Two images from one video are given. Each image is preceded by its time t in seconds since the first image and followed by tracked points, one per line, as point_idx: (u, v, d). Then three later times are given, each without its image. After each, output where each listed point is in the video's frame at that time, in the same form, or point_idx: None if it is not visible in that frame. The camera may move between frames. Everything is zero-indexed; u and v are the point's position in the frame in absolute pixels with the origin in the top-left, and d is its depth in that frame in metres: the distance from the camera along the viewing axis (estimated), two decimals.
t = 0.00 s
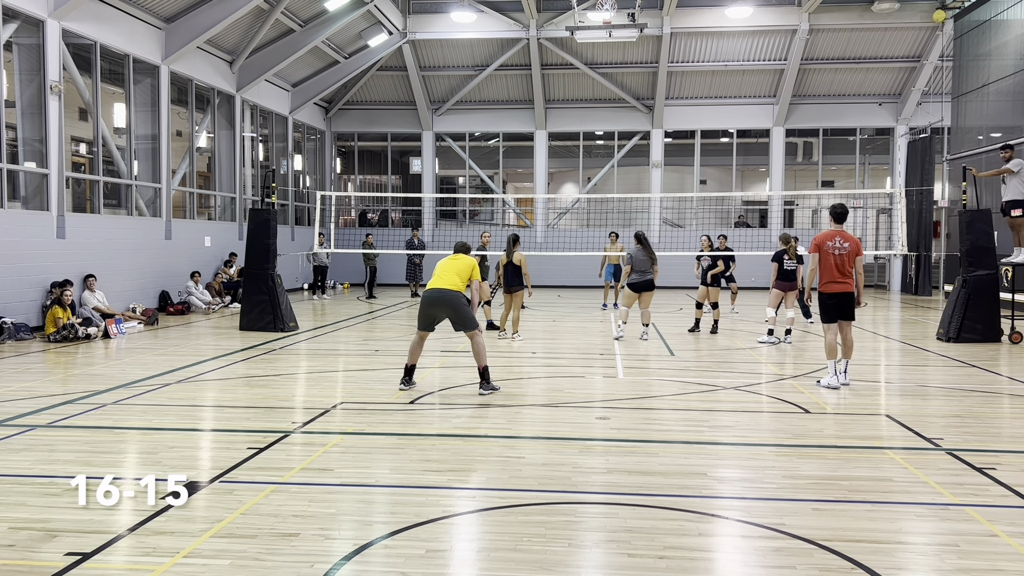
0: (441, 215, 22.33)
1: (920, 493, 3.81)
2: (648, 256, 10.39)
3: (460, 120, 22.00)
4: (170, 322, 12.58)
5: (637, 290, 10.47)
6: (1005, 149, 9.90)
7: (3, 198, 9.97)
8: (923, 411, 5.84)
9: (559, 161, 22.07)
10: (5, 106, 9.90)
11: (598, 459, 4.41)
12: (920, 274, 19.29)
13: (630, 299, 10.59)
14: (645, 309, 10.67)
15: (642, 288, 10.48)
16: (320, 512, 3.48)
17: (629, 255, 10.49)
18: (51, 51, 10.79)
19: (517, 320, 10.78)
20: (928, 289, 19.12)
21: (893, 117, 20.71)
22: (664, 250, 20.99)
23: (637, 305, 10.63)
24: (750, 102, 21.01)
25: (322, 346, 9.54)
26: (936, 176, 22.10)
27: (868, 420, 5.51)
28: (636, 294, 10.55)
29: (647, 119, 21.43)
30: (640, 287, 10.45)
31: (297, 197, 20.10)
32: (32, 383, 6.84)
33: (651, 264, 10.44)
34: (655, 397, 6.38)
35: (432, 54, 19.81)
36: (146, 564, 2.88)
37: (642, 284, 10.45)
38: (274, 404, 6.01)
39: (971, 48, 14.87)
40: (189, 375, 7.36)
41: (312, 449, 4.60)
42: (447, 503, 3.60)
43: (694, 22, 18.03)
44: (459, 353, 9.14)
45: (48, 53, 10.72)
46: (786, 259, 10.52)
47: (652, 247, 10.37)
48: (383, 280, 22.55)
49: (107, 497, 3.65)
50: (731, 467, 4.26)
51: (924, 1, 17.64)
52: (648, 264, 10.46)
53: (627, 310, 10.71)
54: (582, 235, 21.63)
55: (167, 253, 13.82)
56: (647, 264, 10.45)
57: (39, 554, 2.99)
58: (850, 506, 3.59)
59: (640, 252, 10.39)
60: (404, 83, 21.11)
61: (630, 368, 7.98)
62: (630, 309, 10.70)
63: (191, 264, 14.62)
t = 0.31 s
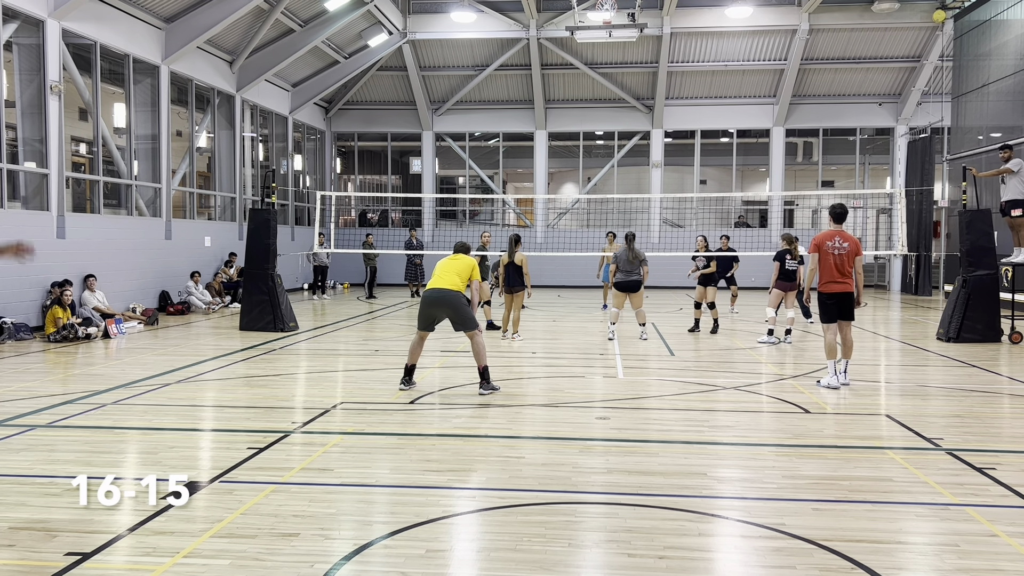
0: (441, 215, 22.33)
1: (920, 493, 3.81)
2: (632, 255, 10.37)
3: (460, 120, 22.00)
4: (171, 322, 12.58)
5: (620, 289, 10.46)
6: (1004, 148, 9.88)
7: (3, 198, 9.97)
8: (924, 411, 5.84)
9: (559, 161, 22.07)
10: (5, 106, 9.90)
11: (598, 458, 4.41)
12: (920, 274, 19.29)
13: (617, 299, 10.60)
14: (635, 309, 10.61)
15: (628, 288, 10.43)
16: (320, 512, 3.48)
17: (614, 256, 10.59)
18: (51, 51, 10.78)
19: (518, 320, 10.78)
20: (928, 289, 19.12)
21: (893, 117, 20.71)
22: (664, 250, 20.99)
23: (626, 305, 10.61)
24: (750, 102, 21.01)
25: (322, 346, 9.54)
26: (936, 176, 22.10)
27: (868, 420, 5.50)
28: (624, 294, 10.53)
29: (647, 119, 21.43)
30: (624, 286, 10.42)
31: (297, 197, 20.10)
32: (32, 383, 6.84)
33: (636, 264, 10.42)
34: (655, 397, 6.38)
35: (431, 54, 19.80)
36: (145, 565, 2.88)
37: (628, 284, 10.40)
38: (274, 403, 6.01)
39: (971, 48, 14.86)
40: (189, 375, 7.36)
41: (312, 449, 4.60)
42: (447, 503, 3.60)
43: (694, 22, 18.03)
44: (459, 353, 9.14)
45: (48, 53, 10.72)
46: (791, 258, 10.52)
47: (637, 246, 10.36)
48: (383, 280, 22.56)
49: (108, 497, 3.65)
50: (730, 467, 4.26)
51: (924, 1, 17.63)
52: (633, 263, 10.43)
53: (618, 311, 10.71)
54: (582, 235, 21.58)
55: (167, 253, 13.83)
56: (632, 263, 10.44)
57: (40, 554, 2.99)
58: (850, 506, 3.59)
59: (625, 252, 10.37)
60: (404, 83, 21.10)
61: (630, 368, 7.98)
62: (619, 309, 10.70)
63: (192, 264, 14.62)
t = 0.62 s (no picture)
0: (441, 215, 22.32)
1: (920, 493, 3.81)
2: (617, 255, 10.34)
3: (460, 120, 22.00)
4: (171, 322, 12.57)
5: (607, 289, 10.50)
6: (1004, 148, 9.88)
7: (3, 198, 9.97)
8: (924, 411, 5.83)
9: (559, 161, 22.08)
10: (5, 106, 9.90)
11: (597, 459, 4.41)
12: (921, 274, 19.28)
13: (609, 300, 10.63)
14: (626, 309, 10.63)
15: (616, 288, 10.49)
16: (320, 512, 3.48)
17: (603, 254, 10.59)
18: (51, 51, 10.78)
19: (518, 321, 10.78)
20: (928, 289, 19.12)
21: (893, 117, 20.71)
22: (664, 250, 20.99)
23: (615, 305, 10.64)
24: (750, 102, 21.00)
25: (322, 346, 9.54)
26: (936, 176, 22.11)
27: (868, 420, 5.50)
28: (612, 294, 10.57)
29: (647, 119, 21.43)
30: (610, 286, 10.48)
31: (297, 197, 20.09)
32: (31, 383, 6.84)
33: (622, 263, 10.40)
34: (655, 397, 6.38)
35: (432, 54, 19.80)
36: (145, 565, 2.88)
37: (615, 284, 10.47)
38: (274, 404, 6.01)
39: (971, 48, 14.86)
40: (189, 375, 7.36)
41: (312, 449, 4.60)
42: (447, 503, 3.60)
43: (695, 22, 18.02)
44: (459, 353, 9.14)
45: (48, 53, 10.72)
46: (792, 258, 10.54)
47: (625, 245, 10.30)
48: (383, 280, 22.56)
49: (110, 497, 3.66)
50: (731, 467, 4.26)
51: (924, 1, 17.64)
52: (621, 263, 10.41)
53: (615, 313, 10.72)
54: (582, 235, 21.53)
55: (167, 253, 13.83)
56: (619, 263, 10.41)
57: (39, 554, 2.99)
58: (849, 507, 3.59)
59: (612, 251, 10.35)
60: (404, 83, 21.10)
61: (630, 368, 7.98)
62: (613, 310, 10.70)
63: (192, 264, 14.61)
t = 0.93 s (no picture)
0: (441, 215, 22.31)
1: (919, 493, 3.81)
2: (615, 254, 10.36)
3: (460, 120, 22.00)
4: (170, 322, 12.57)
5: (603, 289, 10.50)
6: (1004, 148, 9.88)
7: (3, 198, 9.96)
8: (924, 411, 5.83)
9: (559, 161, 22.08)
10: (5, 106, 9.90)
11: (598, 458, 4.41)
12: (920, 274, 19.27)
13: (607, 300, 10.63)
14: (624, 309, 10.63)
15: (612, 287, 10.45)
16: (320, 512, 3.48)
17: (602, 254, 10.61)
18: (51, 51, 10.78)
19: (518, 321, 10.78)
20: (928, 289, 19.12)
21: (893, 117, 20.71)
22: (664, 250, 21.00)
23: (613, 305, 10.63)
24: (750, 102, 21.00)
25: (322, 346, 9.54)
26: (935, 176, 22.12)
27: (868, 420, 5.50)
28: (609, 294, 10.56)
29: (647, 119, 21.43)
30: (606, 286, 10.47)
31: (297, 197, 20.09)
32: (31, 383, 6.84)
33: (617, 263, 10.40)
34: (655, 397, 6.38)
35: (432, 54, 19.80)
36: (145, 565, 2.88)
37: (611, 283, 10.43)
38: (274, 404, 6.01)
39: (971, 49, 14.86)
40: (188, 375, 7.36)
41: (312, 449, 4.60)
42: (447, 503, 3.60)
43: (695, 22, 18.02)
44: (459, 353, 9.14)
45: (49, 53, 10.71)
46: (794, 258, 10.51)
47: (622, 244, 10.30)
48: (383, 280, 22.56)
49: (110, 498, 3.66)
50: (730, 467, 4.26)
51: (924, 1, 17.65)
52: (618, 263, 10.42)
53: (614, 314, 10.73)
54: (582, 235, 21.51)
55: (167, 253, 13.83)
56: (616, 262, 10.41)
57: (39, 554, 2.99)
58: (850, 506, 3.59)
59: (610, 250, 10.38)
60: (404, 83, 21.10)
61: (630, 368, 7.98)
62: (612, 310, 10.70)
63: (191, 264, 14.60)
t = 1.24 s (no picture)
0: (441, 215, 22.31)
1: (919, 493, 3.81)
2: (615, 255, 10.35)
3: (460, 120, 21.99)
4: (170, 322, 12.57)
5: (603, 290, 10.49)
6: (1004, 148, 9.88)
7: (3, 198, 9.96)
8: (925, 411, 5.83)
9: (559, 161, 22.08)
10: (5, 106, 9.90)
11: (598, 458, 4.41)
12: (920, 274, 19.27)
13: (608, 300, 10.62)
14: (624, 309, 10.61)
15: (612, 288, 10.44)
16: (319, 512, 3.48)
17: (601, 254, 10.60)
18: (51, 51, 10.78)
19: (518, 321, 10.78)
20: (928, 289, 19.12)
21: (893, 117, 20.71)
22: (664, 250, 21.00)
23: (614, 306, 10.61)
24: (750, 102, 21.00)
25: (322, 346, 9.54)
26: (936, 176, 22.11)
27: (868, 420, 5.50)
28: (610, 294, 10.54)
29: (647, 119, 21.42)
30: (608, 286, 10.45)
31: (297, 197, 20.08)
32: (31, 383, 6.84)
33: (618, 263, 10.39)
34: (655, 397, 6.38)
35: (432, 54, 19.81)
36: (145, 565, 2.88)
37: (611, 283, 10.42)
38: (274, 404, 6.01)
39: (971, 49, 14.87)
40: (188, 375, 7.36)
41: (312, 449, 4.60)
42: (447, 503, 3.60)
43: (695, 22, 18.03)
44: (459, 353, 9.14)
45: (49, 53, 10.72)
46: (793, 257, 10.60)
47: (622, 244, 10.29)
48: (383, 280, 22.56)
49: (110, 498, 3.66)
50: (731, 467, 4.26)
51: (924, 1, 17.64)
52: (618, 263, 10.41)
53: (615, 314, 10.73)
54: (582, 235, 21.52)
55: (167, 253, 13.83)
56: (617, 262, 10.41)
57: (39, 554, 2.99)
58: (850, 506, 3.59)
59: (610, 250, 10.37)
60: (404, 83, 21.09)
61: (630, 368, 7.98)
62: (612, 310, 10.69)
63: (191, 265, 14.60)
